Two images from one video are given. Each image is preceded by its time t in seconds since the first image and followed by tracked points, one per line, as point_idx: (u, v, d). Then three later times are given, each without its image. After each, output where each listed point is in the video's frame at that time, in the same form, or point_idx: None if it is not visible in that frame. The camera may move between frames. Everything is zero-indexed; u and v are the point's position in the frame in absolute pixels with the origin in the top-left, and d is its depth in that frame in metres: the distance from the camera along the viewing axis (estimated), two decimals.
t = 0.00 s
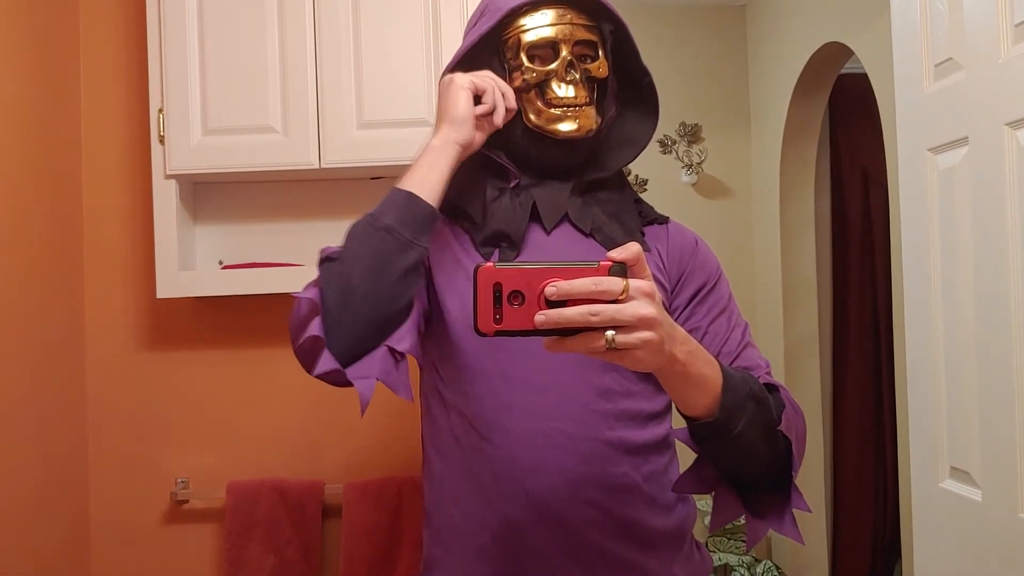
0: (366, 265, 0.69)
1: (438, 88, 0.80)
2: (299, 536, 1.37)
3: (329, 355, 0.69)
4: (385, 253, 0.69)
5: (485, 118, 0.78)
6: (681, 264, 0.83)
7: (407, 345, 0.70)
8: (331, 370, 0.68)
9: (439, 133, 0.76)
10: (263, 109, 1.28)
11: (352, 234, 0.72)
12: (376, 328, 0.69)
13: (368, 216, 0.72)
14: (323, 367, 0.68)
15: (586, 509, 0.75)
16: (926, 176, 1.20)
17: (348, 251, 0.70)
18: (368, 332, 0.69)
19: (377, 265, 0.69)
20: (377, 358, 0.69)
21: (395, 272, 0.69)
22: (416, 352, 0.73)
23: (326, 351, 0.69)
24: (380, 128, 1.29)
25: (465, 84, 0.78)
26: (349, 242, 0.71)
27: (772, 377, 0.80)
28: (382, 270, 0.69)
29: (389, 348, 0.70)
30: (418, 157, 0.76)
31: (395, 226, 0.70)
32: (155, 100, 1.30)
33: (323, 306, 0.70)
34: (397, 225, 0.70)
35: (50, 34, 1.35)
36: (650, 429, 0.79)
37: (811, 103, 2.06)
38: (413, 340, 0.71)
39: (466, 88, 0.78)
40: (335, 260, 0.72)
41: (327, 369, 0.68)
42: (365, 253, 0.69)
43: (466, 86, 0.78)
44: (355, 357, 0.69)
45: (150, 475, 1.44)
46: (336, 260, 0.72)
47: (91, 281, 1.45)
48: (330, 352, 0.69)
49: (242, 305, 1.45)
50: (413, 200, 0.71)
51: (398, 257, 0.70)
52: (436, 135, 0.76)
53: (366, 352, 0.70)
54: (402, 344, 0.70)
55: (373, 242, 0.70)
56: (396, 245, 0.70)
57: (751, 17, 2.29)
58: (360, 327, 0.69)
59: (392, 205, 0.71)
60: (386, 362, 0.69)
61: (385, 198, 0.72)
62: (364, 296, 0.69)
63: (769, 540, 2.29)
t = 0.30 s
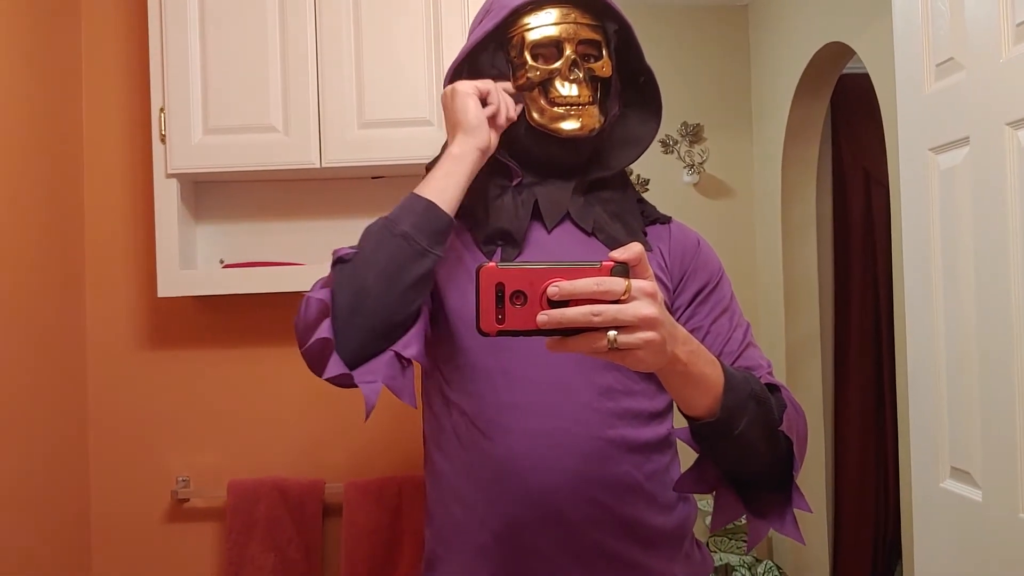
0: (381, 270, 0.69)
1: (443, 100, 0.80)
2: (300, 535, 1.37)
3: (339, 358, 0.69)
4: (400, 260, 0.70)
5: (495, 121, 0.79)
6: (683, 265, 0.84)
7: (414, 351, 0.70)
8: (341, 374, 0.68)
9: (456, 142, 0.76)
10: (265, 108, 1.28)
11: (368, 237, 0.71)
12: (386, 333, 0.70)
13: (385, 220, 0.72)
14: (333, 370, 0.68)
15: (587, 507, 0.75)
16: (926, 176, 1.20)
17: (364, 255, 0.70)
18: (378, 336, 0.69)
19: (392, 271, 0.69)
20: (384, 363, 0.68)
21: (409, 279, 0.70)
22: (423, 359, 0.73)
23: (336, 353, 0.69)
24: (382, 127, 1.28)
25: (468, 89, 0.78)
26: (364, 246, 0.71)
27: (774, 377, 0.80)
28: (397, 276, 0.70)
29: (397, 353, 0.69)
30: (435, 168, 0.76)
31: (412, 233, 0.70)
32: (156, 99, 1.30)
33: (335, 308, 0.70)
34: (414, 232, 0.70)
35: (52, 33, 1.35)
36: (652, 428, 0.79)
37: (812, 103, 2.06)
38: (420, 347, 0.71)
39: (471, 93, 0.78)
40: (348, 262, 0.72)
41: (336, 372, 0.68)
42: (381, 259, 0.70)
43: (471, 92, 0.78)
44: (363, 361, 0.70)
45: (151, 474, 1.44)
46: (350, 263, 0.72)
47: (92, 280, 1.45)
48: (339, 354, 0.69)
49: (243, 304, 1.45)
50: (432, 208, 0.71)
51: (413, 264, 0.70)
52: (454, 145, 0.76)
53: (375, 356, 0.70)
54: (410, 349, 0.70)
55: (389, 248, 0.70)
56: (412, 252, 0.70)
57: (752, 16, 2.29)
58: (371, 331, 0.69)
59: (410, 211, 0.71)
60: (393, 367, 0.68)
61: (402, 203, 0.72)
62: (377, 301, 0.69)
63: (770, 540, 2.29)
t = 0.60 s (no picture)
0: (371, 257, 0.69)
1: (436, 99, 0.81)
2: (301, 533, 1.37)
3: (329, 344, 0.69)
4: (390, 246, 0.70)
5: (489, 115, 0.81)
6: (686, 262, 0.84)
7: (409, 340, 0.70)
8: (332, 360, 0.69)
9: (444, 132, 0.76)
10: (266, 106, 1.28)
11: (360, 226, 0.72)
12: (377, 321, 0.70)
13: (376, 209, 0.72)
14: (324, 356, 0.69)
15: (589, 504, 0.75)
16: (928, 175, 1.20)
17: (354, 243, 0.71)
18: (369, 324, 0.69)
19: (382, 257, 0.69)
20: (377, 351, 0.69)
21: (400, 266, 0.70)
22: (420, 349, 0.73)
23: (327, 341, 0.70)
24: (384, 126, 1.29)
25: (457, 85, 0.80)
26: (356, 235, 0.71)
27: (776, 376, 0.80)
28: (386, 262, 0.69)
29: (391, 342, 0.70)
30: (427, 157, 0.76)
31: (402, 220, 0.70)
32: (158, 98, 1.31)
33: (326, 296, 0.71)
34: (404, 219, 0.71)
35: (53, 32, 1.35)
36: (654, 425, 0.79)
37: (813, 102, 2.06)
38: (415, 336, 0.71)
39: (461, 89, 0.80)
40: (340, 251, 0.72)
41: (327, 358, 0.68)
42: (371, 246, 0.70)
43: (461, 88, 0.80)
44: (354, 348, 0.70)
45: (152, 472, 1.44)
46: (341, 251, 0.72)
47: (94, 278, 1.45)
48: (330, 341, 0.69)
49: (244, 302, 1.46)
50: (422, 195, 0.72)
51: (402, 250, 0.70)
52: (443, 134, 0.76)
53: (366, 344, 0.70)
54: (404, 338, 0.70)
55: (378, 235, 0.70)
56: (402, 239, 0.70)
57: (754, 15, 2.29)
58: (362, 318, 0.69)
59: (400, 199, 0.71)
60: (386, 355, 0.69)
61: (394, 192, 0.73)
62: (367, 287, 0.69)
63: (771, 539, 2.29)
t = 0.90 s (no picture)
0: (391, 257, 0.70)
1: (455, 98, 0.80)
2: (306, 531, 1.37)
3: (349, 341, 0.69)
4: (409, 248, 0.70)
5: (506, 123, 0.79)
6: (693, 261, 0.84)
7: (422, 340, 0.71)
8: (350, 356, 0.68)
9: (461, 142, 0.77)
10: (271, 104, 1.29)
11: (379, 227, 0.72)
12: (394, 321, 0.70)
13: (395, 211, 0.72)
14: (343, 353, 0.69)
15: (596, 502, 0.76)
16: (933, 174, 1.20)
17: (374, 243, 0.71)
18: (386, 324, 0.69)
19: (401, 257, 0.70)
20: (394, 348, 0.69)
21: (418, 268, 0.70)
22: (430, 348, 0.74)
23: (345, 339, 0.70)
24: (388, 124, 1.29)
25: (478, 93, 0.77)
26: (376, 235, 0.72)
27: (782, 374, 0.80)
28: (405, 263, 0.70)
29: (406, 340, 0.70)
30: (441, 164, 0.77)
31: (421, 222, 0.71)
32: (164, 96, 1.31)
33: (345, 294, 0.71)
34: (423, 221, 0.71)
35: (59, 30, 1.36)
36: (660, 423, 0.79)
37: (818, 102, 2.06)
38: (428, 336, 0.72)
39: (480, 97, 0.77)
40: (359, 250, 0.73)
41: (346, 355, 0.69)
42: (390, 246, 0.70)
43: (480, 95, 0.77)
44: (372, 346, 0.70)
45: (158, 469, 1.44)
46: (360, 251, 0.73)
47: (100, 276, 1.46)
48: (349, 338, 0.70)
49: (249, 300, 1.46)
50: (441, 200, 0.72)
51: (422, 252, 0.70)
52: (459, 145, 0.77)
53: (384, 342, 0.70)
54: (418, 339, 0.71)
55: (399, 235, 0.70)
56: (421, 241, 0.70)
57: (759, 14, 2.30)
58: (379, 318, 0.69)
59: (420, 201, 0.72)
60: (402, 353, 0.69)
61: (412, 194, 0.73)
62: (387, 286, 0.69)
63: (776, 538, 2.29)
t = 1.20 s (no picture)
0: (409, 252, 0.70)
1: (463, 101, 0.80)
2: (313, 528, 1.38)
3: (366, 334, 0.69)
4: (427, 244, 0.71)
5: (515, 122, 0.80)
6: (700, 261, 0.84)
7: (437, 337, 0.72)
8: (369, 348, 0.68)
9: (473, 145, 0.78)
10: (279, 104, 1.29)
11: (395, 224, 0.73)
12: (412, 315, 0.70)
13: (411, 209, 0.73)
14: (362, 345, 0.68)
15: (603, 500, 0.76)
16: (940, 174, 1.20)
17: (390, 239, 0.72)
18: (404, 319, 0.70)
19: (419, 253, 0.70)
20: (410, 343, 0.69)
21: (435, 264, 0.71)
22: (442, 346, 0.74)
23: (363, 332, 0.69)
24: (396, 124, 1.29)
25: (486, 95, 0.78)
26: (392, 231, 0.72)
27: (789, 373, 0.80)
28: (423, 259, 0.70)
29: (422, 336, 0.71)
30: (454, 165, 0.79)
31: (438, 219, 0.72)
32: (173, 95, 1.32)
33: (362, 288, 0.71)
34: (440, 219, 0.72)
35: (69, 29, 1.36)
36: (667, 422, 0.80)
37: (824, 101, 2.06)
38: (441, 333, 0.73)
39: (489, 100, 0.78)
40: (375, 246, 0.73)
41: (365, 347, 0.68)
42: (408, 243, 0.71)
43: (489, 98, 0.78)
44: (389, 339, 0.70)
45: (166, 467, 1.45)
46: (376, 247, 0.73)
47: (109, 274, 1.46)
48: (367, 331, 0.69)
49: (257, 298, 1.47)
50: (457, 199, 0.73)
51: (439, 249, 0.71)
52: (471, 148, 0.78)
53: (401, 336, 0.70)
54: (433, 335, 0.72)
55: (416, 232, 0.71)
56: (438, 238, 0.71)
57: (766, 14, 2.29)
58: (397, 312, 0.69)
59: (436, 200, 0.73)
60: (418, 348, 0.70)
61: (428, 193, 0.74)
62: (405, 281, 0.70)
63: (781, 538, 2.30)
